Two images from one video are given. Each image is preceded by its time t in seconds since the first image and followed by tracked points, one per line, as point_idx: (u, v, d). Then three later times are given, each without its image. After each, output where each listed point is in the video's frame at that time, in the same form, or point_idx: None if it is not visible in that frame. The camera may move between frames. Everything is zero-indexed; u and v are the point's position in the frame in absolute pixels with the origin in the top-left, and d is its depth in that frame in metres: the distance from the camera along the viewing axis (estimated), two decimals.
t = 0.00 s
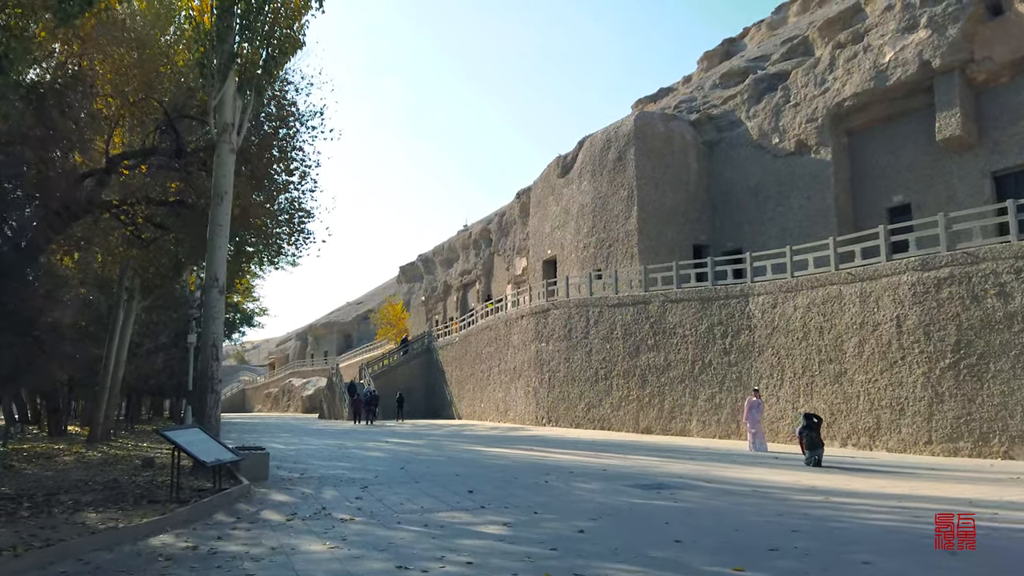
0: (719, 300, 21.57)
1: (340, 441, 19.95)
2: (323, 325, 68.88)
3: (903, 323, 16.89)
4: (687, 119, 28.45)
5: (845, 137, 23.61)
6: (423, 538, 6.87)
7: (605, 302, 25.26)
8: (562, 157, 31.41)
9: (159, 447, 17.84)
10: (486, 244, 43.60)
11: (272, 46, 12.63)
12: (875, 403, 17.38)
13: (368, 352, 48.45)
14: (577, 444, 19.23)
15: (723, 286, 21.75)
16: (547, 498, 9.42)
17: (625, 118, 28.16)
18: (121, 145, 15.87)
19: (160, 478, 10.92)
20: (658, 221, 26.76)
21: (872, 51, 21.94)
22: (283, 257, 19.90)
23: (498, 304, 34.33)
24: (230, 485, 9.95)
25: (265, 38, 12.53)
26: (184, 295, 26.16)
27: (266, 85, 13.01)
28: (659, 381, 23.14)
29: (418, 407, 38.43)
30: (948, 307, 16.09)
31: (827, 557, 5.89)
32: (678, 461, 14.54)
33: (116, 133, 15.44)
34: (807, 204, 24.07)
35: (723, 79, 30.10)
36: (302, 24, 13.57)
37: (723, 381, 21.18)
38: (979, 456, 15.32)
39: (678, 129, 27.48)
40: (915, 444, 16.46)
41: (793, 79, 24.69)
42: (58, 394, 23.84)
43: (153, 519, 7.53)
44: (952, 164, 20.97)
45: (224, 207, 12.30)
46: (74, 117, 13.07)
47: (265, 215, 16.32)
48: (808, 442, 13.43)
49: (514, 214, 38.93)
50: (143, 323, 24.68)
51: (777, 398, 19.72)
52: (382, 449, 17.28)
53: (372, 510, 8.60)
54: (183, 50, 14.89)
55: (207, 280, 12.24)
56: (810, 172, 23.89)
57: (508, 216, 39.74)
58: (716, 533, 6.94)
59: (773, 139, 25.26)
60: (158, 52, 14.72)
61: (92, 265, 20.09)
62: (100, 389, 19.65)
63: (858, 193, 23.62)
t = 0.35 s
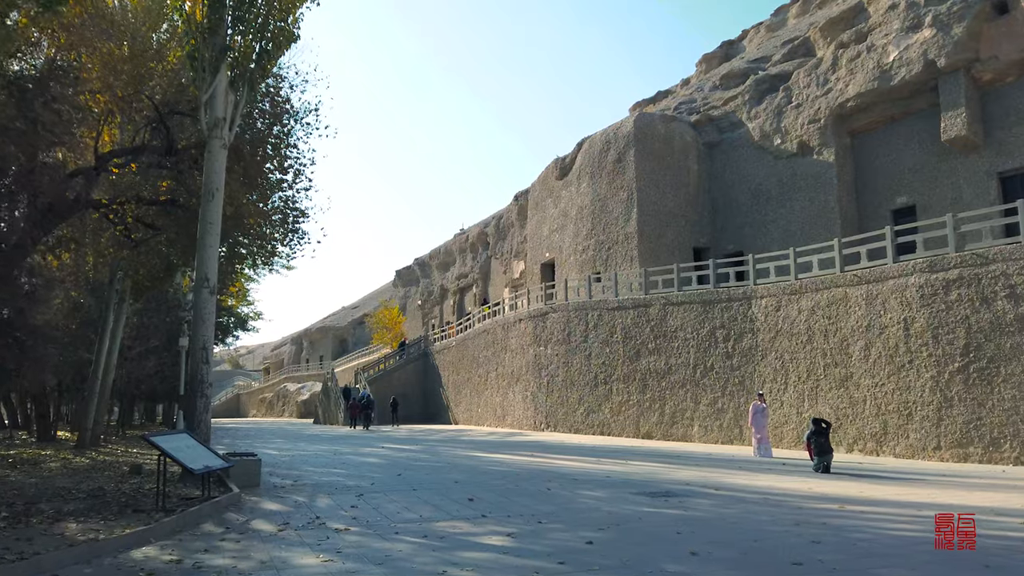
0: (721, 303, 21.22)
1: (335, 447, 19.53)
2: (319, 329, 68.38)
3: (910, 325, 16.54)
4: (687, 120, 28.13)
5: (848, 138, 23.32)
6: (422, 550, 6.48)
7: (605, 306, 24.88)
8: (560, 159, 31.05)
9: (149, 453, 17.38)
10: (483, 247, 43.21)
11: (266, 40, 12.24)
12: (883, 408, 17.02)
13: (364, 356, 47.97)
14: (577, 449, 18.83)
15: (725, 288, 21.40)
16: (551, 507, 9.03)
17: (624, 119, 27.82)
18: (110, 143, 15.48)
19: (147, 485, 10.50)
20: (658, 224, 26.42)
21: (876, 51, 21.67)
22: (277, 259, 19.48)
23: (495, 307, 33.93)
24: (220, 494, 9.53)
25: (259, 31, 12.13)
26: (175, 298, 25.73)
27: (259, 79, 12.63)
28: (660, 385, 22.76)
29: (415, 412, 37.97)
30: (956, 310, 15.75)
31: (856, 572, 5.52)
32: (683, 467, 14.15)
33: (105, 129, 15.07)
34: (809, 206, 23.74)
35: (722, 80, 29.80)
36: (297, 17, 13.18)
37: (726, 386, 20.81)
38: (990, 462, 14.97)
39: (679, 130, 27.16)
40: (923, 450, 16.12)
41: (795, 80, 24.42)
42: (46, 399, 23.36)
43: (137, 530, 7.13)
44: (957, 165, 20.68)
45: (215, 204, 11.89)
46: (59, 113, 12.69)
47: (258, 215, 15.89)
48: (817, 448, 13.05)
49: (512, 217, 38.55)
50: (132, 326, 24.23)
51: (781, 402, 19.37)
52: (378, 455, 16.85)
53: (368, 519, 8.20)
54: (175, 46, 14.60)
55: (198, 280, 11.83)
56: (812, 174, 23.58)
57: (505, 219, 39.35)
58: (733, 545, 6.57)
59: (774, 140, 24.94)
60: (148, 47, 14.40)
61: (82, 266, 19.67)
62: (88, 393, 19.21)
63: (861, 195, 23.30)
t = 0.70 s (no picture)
0: (723, 306, 20.87)
1: (330, 453, 19.11)
2: (314, 334, 67.92)
3: (918, 328, 16.21)
4: (687, 122, 27.83)
5: (850, 139, 23.05)
6: (420, 563, 6.09)
7: (604, 309, 24.52)
8: (558, 161, 30.74)
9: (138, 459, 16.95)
10: (480, 251, 42.85)
11: (259, 33, 11.89)
12: (889, 413, 16.68)
13: (360, 361, 47.53)
14: (577, 455, 18.46)
15: (727, 291, 21.05)
16: (555, 515, 8.63)
17: (623, 121, 27.53)
18: (100, 141, 15.13)
19: (133, 493, 10.08)
20: (658, 226, 26.09)
21: (879, 51, 21.41)
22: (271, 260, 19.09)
23: (492, 311, 33.54)
24: (208, 503, 9.13)
25: (252, 23, 11.77)
26: (168, 301, 25.35)
27: (251, 74, 12.28)
28: (660, 390, 22.40)
29: (410, 418, 37.53)
30: (965, 312, 15.43)
31: None
32: (688, 473, 13.78)
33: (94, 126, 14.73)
34: (811, 208, 23.44)
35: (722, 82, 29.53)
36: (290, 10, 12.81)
37: (728, 391, 20.46)
38: (1000, 468, 14.63)
39: (679, 132, 26.87)
40: (931, 455, 15.79)
41: (796, 81, 24.18)
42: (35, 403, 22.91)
43: (118, 541, 6.73)
44: (962, 166, 20.40)
45: (206, 201, 11.51)
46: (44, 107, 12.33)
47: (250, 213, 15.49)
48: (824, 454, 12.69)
49: (509, 220, 38.18)
50: (124, 329, 23.84)
51: (784, 407, 19.01)
52: (373, 461, 16.43)
53: (363, 529, 7.80)
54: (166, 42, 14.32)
55: (187, 280, 11.43)
56: (815, 175, 23.29)
57: (503, 222, 38.98)
58: (749, 557, 6.20)
59: (775, 142, 24.63)
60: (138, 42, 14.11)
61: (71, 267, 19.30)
62: (76, 397, 18.81)
63: (864, 196, 22.99)
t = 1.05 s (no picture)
0: (727, 310, 20.48)
1: (326, 460, 18.64)
2: (311, 339, 67.44)
3: (929, 332, 15.84)
4: (688, 123, 27.49)
5: (855, 140, 22.72)
6: None
7: (606, 313, 24.12)
8: (558, 163, 30.38)
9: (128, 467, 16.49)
10: (478, 254, 42.45)
11: (253, 26, 11.50)
12: (899, 419, 16.29)
13: (357, 366, 47.06)
14: (580, 462, 18.04)
15: (731, 295, 20.67)
16: (563, 528, 8.22)
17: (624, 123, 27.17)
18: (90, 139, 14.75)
19: (118, 504, 9.64)
20: (659, 229, 25.71)
21: (885, 51, 21.10)
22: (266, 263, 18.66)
23: (491, 315, 33.12)
24: (197, 515, 8.71)
25: (246, 16, 11.38)
26: (161, 305, 24.91)
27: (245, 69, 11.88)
28: (663, 395, 21.99)
29: (408, 424, 37.05)
30: (978, 316, 15.06)
31: None
32: (695, 482, 13.37)
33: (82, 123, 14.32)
34: (816, 210, 23.07)
35: (724, 84, 29.20)
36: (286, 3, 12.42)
37: (732, 396, 20.06)
38: (1015, 476, 14.25)
39: (680, 134, 26.53)
40: (943, 462, 15.39)
41: (800, 82, 23.85)
42: (24, 409, 22.41)
43: (98, 558, 6.29)
44: (970, 168, 20.06)
45: (198, 199, 11.09)
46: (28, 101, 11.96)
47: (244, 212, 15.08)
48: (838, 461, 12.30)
49: (508, 223, 37.80)
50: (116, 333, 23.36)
51: (790, 414, 18.63)
52: (371, 468, 15.99)
53: (361, 544, 7.37)
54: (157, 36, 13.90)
55: (177, 281, 11.00)
56: (819, 177, 22.94)
57: (501, 225, 38.59)
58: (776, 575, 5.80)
59: (779, 143, 24.29)
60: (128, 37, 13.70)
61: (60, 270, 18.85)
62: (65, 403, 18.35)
63: (869, 199, 22.66)
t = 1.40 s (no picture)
0: (736, 314, 20.07)
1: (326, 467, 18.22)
2: (311, 344, 67.06)
3: (946, 336, 15.43)
4: (694, 125, 27.14)
5: (865, 141, 22.34)
6: None
7: (611, 317, 23.72)
8: (562, 166, 30.03)
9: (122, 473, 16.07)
10: (481, 258, 42.08)
11: (253, 18, 11.15)
12: (915, 425, 15.86)
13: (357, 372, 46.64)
14: (587, 469, 17.61)
15: (740, 298, 20.26)
16: (576, 539, 7.81)
17: (629, 124, 26.80)
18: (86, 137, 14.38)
19: (109, 513, 9.22)
20: (666, 232, 25.32)
21: (896, 50, 20.75)
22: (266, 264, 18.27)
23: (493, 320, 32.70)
24: (190, 525, 8.29)
25: (246, 7, 11.03)
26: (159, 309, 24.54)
27: (244, 62, 11.54)
28: (670, 401, 21.57)
29: (409, 429, 36.60)
30: (997, 319, 14.65)
31: None
32: (708, 490, 12.95)
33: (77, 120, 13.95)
34: (825, 212, 22.67)
35: (730, 85, 28.87)
36: None
37: (742, 402, 19.63)
38: None
39: (686, 136, 26.17)
40: (961, 470, 14.96)
41: (808, 82, 23.51)
42: (18, 414, 21.99)
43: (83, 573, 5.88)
44: (983, 168, 19.69)
45: (195, 195, 10.70)
46: (19, 95, 11.58)
47: (242, 210, 14.69)
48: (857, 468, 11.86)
49: (511, 227, 37.43)
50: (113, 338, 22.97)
51: (802, 420, 18.19)
52: (373, 475, 15.56)
53: (364, 556, 6.96)
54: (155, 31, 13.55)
55: (173, 281, 10.62)
56: (828, 179, 22.56)
57: (504, 229, 38.21)
58: None
59: (787, 145, 23.92)
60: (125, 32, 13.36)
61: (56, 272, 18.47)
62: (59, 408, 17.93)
63: (879, 201, 22.27)
